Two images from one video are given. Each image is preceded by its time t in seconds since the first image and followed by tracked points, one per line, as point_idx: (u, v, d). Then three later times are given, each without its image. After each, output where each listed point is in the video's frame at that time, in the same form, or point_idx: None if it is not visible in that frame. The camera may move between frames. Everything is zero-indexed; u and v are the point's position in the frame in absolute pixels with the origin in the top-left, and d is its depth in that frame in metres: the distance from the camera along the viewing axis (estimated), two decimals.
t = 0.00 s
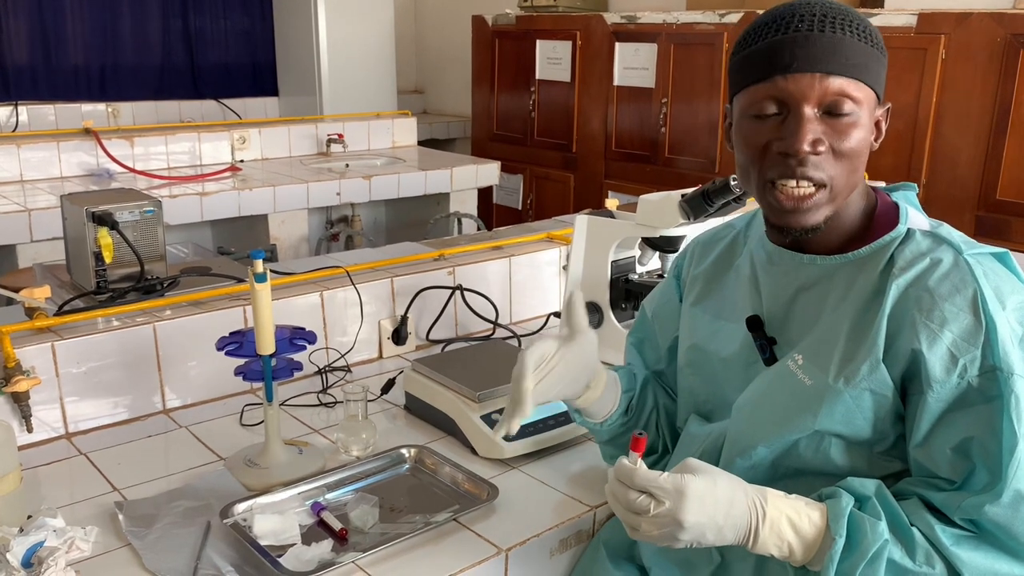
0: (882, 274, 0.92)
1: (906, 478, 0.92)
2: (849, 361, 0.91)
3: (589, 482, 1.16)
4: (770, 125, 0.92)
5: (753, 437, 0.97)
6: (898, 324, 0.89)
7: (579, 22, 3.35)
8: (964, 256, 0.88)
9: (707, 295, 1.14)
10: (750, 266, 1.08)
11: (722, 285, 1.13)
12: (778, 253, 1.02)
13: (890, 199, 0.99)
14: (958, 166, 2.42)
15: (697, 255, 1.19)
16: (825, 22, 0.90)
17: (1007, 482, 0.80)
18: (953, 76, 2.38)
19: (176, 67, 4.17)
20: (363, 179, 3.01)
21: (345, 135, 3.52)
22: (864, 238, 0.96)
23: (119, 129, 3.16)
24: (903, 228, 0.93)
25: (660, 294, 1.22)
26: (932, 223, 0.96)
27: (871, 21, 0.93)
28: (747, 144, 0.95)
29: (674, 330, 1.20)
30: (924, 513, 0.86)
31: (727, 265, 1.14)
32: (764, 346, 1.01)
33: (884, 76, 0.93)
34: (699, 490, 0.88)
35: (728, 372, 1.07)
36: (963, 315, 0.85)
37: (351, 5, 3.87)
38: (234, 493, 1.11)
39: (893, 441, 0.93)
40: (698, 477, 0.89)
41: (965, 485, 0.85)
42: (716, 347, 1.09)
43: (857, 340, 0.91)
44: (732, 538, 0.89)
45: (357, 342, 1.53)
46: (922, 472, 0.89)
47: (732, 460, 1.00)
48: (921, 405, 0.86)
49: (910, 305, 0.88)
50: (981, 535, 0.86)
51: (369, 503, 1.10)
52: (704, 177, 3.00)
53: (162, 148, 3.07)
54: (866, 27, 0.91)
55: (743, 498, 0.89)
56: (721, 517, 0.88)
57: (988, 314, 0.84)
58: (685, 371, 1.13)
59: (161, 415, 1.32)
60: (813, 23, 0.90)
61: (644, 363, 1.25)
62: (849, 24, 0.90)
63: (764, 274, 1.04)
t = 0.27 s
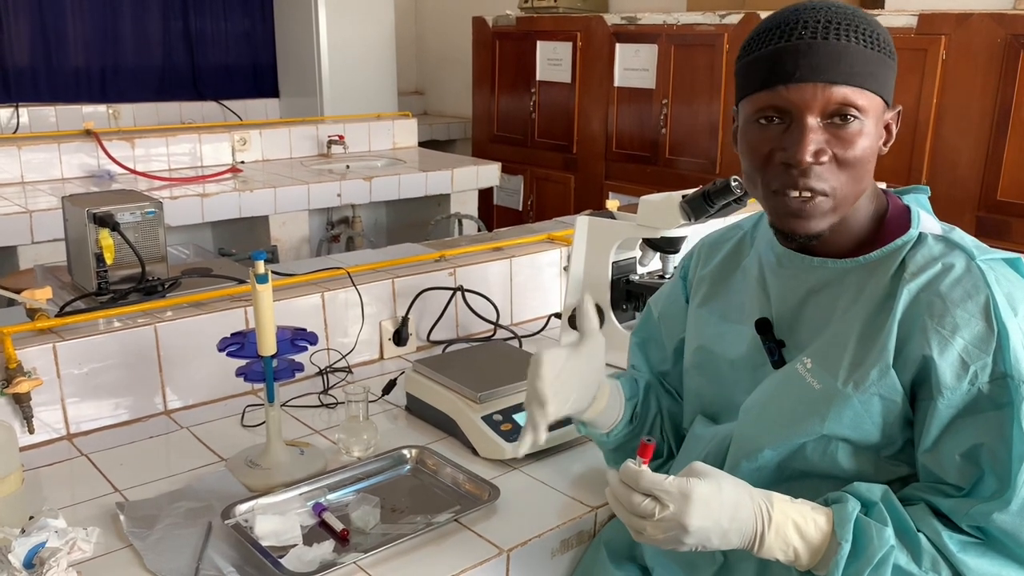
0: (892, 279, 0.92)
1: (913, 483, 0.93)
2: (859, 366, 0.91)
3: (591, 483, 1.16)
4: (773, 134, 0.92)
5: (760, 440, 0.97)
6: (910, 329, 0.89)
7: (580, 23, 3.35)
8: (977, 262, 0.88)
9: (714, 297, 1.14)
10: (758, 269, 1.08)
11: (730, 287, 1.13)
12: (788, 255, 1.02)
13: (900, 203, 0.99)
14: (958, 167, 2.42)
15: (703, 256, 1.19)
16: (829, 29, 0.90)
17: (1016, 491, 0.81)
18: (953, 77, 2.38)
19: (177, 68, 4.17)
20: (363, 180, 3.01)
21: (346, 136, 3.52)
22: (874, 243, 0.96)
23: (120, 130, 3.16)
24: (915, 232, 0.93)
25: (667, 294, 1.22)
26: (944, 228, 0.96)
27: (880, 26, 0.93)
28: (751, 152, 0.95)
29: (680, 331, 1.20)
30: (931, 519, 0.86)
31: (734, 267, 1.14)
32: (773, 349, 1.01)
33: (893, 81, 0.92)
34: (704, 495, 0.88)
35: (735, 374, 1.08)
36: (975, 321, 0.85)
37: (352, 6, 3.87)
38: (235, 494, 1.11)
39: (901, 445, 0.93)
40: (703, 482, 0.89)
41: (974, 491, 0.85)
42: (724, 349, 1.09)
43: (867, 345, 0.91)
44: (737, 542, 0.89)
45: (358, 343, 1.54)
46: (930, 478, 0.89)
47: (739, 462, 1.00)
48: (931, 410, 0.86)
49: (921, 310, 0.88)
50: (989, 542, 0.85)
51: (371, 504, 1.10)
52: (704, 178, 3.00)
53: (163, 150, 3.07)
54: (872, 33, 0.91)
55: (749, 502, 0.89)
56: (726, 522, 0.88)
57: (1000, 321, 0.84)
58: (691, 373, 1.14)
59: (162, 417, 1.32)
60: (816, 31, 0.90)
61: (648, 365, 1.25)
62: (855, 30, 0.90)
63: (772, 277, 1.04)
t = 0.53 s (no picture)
0: (895, 282, 0.92)
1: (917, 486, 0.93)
2: (862, 369, 0.91)
3: (592, 485, 1.17)
4: (778, 133, 0.92)
5: (763, 444, 0.97)
6: (914, 332, 0.89)
7: (580, 25, 3.36)
8: (981, 264, 0.88)
9: (714, 300, 1.14)
10: (759, 272, 1.08)
11: (730, 291, 1.13)
12: (789, 259, 1.02)
13: (900, 204, 1.00)
14: (958, 168, 2.42)
15: (702, 259, 1.19)
16: (834, 28, 0.90)
17: None
18: (953, 78, 2.38)
19: (177, 70, 4.17)
20: (364, 182, 3.01)
21: (346, 138, 3.52)
22: (876, 246, 0.96)
23: (121, 132, 3.16)
24: (916, 235, 0.93)
25: (666, 298, 1.22)
26: (945, 231, 0.96)
27: (882, 28, 0.94)
28: (755, 153, 0.95)
29: (680, 335, 1.20)
30: (938, 523, 0.86)
31: (734, 271, 1.14)
32: (774, 353, 1.01)
33: (895, 82, 0.93)
34: (711, 503, 0.88)
35: (737, 378, 1.08)
36: (980, 324, 0.85)
37: (352, 8, 3.87)
38: (235, 496, 1.11)
39: (905, 449, 0.93)
40: (710, 490, 0.89)
41: (981, 494, 0.86)
42: (725, 353, 1.09)
43: (871, 348, 0.91)
44: (744, 551, 0.89)
45: (358, 345, 1.54)
46: (936, 481, 0.89)
47: (741, 466, 1.00)
48: (936, 414, 0.86)
49: (926, 313, 0.88)
50: (997, 545, 0.85)
51: (371, 506, 1.10)
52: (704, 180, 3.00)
53: (164, 152, 3.07)
54: (876, 34, 0.92)
55: (756, 510, 0.89)
56: (734, 531, 0.88)
57: (1005, 323, 0.85)
58: (692, 377, 1.14)
59: (162, 419, 1.33)
60: (822, 30, 0.90)
61: (649, 369, 1.25)
62: (859, 31, 0.91)
63: (774, 281, 1.04)
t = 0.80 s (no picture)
0: (898, 286, 0.92)
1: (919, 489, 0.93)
2: (865, 374, 0.91)
3: (593, 487, 1.17)
4: (777, 146, 0.92)
5: (766, 449, 0.97)
6: (917, 337, 0.89)
7: (581, 28, 3.36)
8: (984, 268, 0.89)
9: (716, 304, 1.14)
10: (761, 276, 1.08)
11: (732, 295, 1.13)
12: (791, 263, 1.02)
13: (902, 208, 1.00)
14: (959, 171, 2.42)
15: (705, 263, 1.19)
16: (828, 39, 0.90)
17: None
18: (954, 81, 2.38)
19: (179, 71, 4.18)
20: (365, 185, 3.01)
21: (347, 140, 3.52)
22: (879, 250, 0.96)
23: (122, 134, 3.17)
24: (918, 238, 0.93)
25: (669, 302, 1.22)
26: (947, 234, 0.96)
27: (875, 37, 0.94)
28: (754, 166, 0.95)
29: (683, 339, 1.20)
30: (942, 526, 0.86)
31: (737, 275, 1.14)
32: (777, 357, 1.01)
33: (892, 88, 0.93)
34: (716, 504, 0.88)
35: (740, 381, 1.08)
36: (983, 328, 0.85)
37: (352, 10, 3.88)
38: (237, 498, 1.11)
39: (908, 452, 0.93)
40: (715, 491, 0.89)
41: (985, 498, 0.86)
42: (728, 357, 1.09)
43: (874, 352, 0.91)
44: (749, 552, 0.89)
45: (360, 347, 1.54)
46: (940, 485, 0.89)
47: (743, 470, 1.00)
48: (939, 418, 0.86)
49: (929, 318, 0.88)
50: (1001, 548, 0.85)
51: (372, 509, 1.10)
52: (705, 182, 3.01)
53: (164, 154, 3.08)
54: (869, 43, 0.92)
55: (761, 511, 0.89)
56: (738, 531, 0.88)
57: (1008, 327, 0.85)
58: (695, 380, 1.14)
59: (163, 421, 1.33)
60: (815, 42, 0.90)
61: (652, 373, 1.25)
62: (853, 40, 0.91)
63: (776, 285, 1.04)
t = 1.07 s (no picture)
0: (899, 290, 0.92)
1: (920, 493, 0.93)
2: (866, 377, 0.91)
3: (594, 489, 1.16)
4: (783, 136, 0.92)
5: (767, 451, 0.97)
6: (918, 339, 0.88)
7: (583, 29, 3.36)
8: (984, 271, 0.88)
9: (716, 307, 1.14)
10: (761, 279, 1.08)
11: (732, 297, 1.13)
12: (791, 265, 1.02)
13: (903, 210, 1.00)
14: (961, 174, 2.42)
15: (705, 265, 1.19)
16: (841, 32, 0.90)
17: None
18: (956, 84, 2.38)
19: (180, 72, 4.18)
20: (366, 186, 3.01)
21: (348, 141, 3.52)
22: (881, 253, 0.96)
23: (124, 135, 3.17)
24: (919, 241, 0.93)
25: (669, 304, 1.22)
26: (947, 237, 0.96)
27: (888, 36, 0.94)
28: (760, 155, 0.95)
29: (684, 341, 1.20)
30: (944, 530, 0.86)
31: (737, 278, 1.14)
32: (778, 359, 1.01)
33: (899, 88, 0.93)
34: (717, 509, 0.88)
35: (740, 384, 1.08)
36: (984, 331, 0.85)
37: (354, 11, 3.88)
38: (238, 500, 1.11)
39: (909, 455, 0.93)
40: (716, 496, 0.89)
41: (986, 501, 0.85)
42: (728, 360, 1.09)
43: (875, 355, 0.91)
44: (750, 557, 0.89)
45: (361, 349, 1.54)
46: (941, 488, 0.89)
47: (744, 473, 0.99)
48: (941, 421, 0.86)
49: (930, 321, 0.88)
50: (1002, 552, 0.85)
51: (373, 510, 1.10)
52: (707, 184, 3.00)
53: (166, 154, 3.08)
54: (882, 39, 0.92)
55: (762, 517, 0.89)
56: (739, 536, 0.88)
57: (1008, 330, 0.85)
58: (696, 382, 1.14)
59: (165, 422, 1.33)
60: (828, 34, 0.90)
61: (652, 375, 1.25)
62: (865, 35, 0.91)
63: (776, 288, 1.04)
